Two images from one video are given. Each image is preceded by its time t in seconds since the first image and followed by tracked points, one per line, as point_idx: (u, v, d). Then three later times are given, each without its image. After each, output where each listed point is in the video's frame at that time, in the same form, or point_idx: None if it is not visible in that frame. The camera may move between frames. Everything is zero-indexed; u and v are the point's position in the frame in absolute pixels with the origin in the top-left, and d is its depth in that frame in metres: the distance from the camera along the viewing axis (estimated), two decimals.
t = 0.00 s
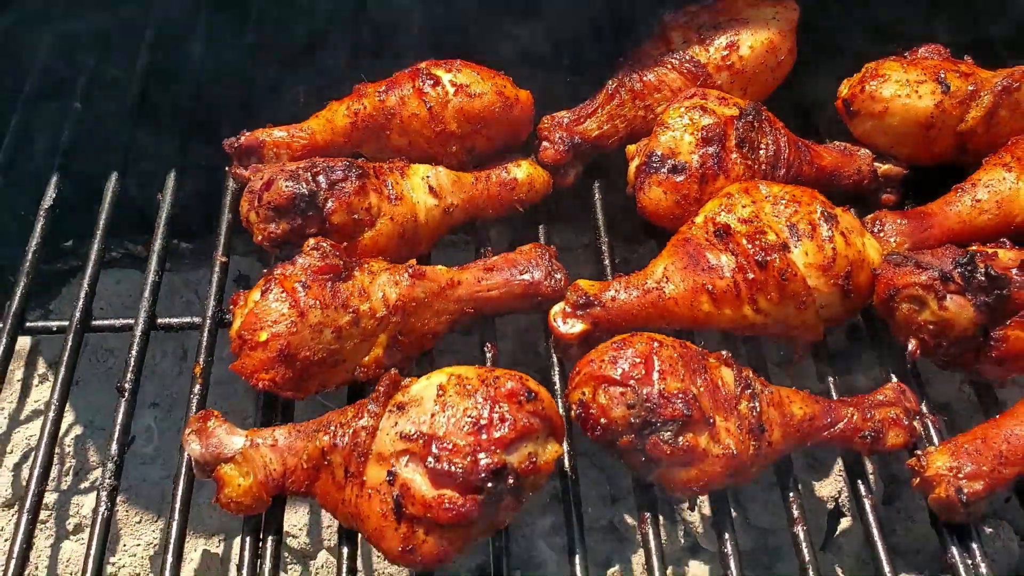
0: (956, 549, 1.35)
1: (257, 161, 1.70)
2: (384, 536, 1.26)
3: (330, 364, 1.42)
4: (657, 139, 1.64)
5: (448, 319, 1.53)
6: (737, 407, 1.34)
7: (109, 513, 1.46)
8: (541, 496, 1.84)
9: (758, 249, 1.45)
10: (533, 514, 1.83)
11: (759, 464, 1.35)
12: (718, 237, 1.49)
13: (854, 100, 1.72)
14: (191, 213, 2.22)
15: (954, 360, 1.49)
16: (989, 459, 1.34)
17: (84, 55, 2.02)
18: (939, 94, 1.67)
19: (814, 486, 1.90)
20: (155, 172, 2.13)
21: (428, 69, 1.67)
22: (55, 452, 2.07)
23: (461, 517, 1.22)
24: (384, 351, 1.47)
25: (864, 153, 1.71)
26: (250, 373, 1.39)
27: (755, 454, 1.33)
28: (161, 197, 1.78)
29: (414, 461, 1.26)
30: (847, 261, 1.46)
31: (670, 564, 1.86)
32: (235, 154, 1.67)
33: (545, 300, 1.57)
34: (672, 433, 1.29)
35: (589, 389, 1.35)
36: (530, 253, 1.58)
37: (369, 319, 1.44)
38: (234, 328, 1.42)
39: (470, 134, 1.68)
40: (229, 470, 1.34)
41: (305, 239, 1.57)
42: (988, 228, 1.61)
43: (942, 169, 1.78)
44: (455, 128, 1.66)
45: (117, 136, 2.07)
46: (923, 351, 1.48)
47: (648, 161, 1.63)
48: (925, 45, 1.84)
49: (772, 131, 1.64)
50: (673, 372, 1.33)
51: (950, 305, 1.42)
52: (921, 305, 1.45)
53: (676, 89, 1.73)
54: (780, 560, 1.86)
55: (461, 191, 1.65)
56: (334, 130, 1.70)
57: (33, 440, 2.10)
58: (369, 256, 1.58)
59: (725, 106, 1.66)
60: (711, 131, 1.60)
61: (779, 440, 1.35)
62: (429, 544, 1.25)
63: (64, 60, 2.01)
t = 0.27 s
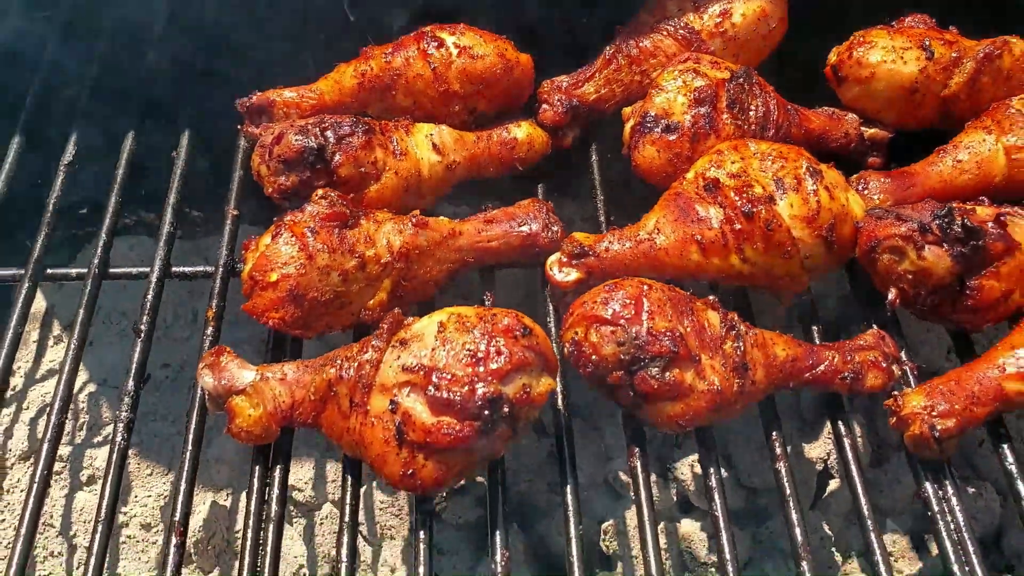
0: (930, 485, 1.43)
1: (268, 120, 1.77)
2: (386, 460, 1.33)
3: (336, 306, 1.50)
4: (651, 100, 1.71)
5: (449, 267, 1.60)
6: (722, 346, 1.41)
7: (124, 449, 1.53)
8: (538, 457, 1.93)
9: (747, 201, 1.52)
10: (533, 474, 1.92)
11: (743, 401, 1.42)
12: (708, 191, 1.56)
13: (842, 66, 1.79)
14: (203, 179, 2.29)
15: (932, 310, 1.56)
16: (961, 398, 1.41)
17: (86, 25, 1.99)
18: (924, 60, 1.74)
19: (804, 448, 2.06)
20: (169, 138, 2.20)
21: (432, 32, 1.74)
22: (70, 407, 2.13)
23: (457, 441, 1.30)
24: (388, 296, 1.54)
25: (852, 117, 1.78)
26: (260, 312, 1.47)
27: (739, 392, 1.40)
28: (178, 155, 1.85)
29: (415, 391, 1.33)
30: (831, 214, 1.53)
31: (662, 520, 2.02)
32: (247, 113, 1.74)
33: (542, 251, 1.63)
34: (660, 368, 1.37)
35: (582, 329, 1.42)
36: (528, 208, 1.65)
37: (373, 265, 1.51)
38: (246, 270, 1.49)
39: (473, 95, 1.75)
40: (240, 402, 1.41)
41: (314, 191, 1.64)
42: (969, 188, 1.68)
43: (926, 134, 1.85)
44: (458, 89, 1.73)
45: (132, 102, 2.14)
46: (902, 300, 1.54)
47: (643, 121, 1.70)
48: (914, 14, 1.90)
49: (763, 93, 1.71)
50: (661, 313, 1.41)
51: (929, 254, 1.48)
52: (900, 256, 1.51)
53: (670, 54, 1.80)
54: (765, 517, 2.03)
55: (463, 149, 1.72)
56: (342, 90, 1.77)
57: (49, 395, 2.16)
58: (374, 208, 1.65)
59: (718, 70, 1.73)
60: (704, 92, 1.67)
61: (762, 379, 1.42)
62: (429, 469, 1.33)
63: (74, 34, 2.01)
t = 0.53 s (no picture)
0: (893, 428, 1.53)
1: (272, 90, 1.86)
2: (379, 398, 1.43)
3: (334, 259, 1.59)
4: (635, 70, 1.80)
5: (440, 225, 1.69)
6: (696, 296, 1.50)
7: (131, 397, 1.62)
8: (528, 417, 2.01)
9: (722, 162, 1.61)
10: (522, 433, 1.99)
11: (715, 348, 1.51)
12: (686, 154, 1.65)
13: (819, 40, 1.88)
14: (209, 153, 2.38)
15: (899, 267, 1.64)
16: (921, 346, 1.50)
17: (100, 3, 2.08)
18: (896, 34, 1.83)
19: (787, 413, 2.08)
20: (177, 112, 2.30)
21: (428, 6, 1.83)
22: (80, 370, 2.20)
23: (445, 379, 1.39)
24: (382, 251, 1.63)
25: (828, 89, 1.86)
26: (262, 263, 1.56)
27: (711, 338, 1.48)
28: (186, 123, 1.94)
29: (406, 334, 1.43)
30: (802, 175, 1.61)
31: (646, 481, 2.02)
32: (252, 83, 1.84)
33: (530, 211, 1.72)
34: (636, 315, 1.46)
35: (564, 279, 1.51)
36: (517, 171, 1.74)
37: (369, 221, 1.59)
38: (249, 224, 1.58)
39: (465, 66, 1.84)
40: (243, 346, 1.50)
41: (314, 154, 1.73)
42: (937, 155, 1.76)
43: (900, 106, 1.94)
44: (452, 59, 1.83)
45: (141, 77, 2.23)
46: (870, 258, 1.63)
47: (627, 91, 1.80)
48: None
49: (741, 65, 1.80)
50: (638, 264, 1.50)
51: (894, 212, 1.56)
52: (868, 214, 1.59)
53: (654, 29, 1.89)
54: (747, 479, 2.03)
55: (456, 117, 1.81)
56: (342, 61, 1.85)
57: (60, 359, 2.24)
58: (371, 170, 1.75)
59: (698, 42, 1.82)
60: (684, 63, 1.76)
61: (733, 327, 1.51)
62: (419, 406, 1.42)
63: (89, 10, 2.12)
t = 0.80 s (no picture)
0: (847, 384, 1.58)
1: (259, 64, 1.94)
2: (353, 347, 1.50)
3: (313, 219, 1.66)
4: (607, 44, 1.87)
5: (417, 191, 1.76)
6: (657, 254, 1.57)
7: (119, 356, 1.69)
8: (506, 385, 2.07)
9: (686, 129, 1.68)
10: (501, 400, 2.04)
11: (674, 304, 1.58)
12: (653, 122, 1.71)
13: (786, 17, 1.94)
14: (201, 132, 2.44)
15: (857, 231, 1.70)
16: (874, 303, 1.56)
17: None
18: (860, 11, 1.89)
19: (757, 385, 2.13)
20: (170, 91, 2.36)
21: None
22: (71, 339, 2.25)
23: (415, 328, 1.46)
24: (360, 213, 1.70)
25: (794, 64, 1.93)
26: (244, 222, 1.64)
27: (670, 294, 1.56)
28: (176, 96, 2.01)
29: (379, 286, 1.50)
30: (764, 142, 1.68)
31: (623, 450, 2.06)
32: (239, 56, 1.91)
33: (504, 178, 1.79)
34: (599, 271, 1.53)
35: (532, 238, 1.58)
36: (492, 139, 1.80)
37: (347, 183, 1.66)
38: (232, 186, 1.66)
39: (445, 40, 1.91)
40: (226, 300, 1.57)
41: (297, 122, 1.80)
42: (897, 126, 1.83)
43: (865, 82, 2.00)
44: (431, 34, 1.89)
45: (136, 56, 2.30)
46: (828, 222, 1.69)
47: (599, 64, 1.86)
48: None
49: (709, 40, 1.87)
50: (603, 223, 1.57)
51: (851, 176, 1.62)
52: (826, 179, 1.66)
53: (627, 7, 1.96)
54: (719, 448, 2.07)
55: (435, 89, 1.87)
56: (326, 35, 1.93)
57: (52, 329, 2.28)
58: (351, 138, 1.82)
59: (669, 18, 1.89)
60: (654, 38, 1.83)
61: (693, 284, 1.58)
62: (391, 355, 1.49)
63: None
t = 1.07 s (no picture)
0: (779, 384, 1.64)
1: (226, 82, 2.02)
2: (303, 347, 1.57)
3: (270, 227, 1.74)
4: (557, 62, 1.95)
5: (371, 201, 1.82)
6: (596, 259, 1.66)
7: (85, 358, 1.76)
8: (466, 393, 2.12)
9: (627, 141, 1.76)
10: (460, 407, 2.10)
11: (611, 306, 1.66)
12: (597, 135, 1.79)
13: (729, 37, 2.03)
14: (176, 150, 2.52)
15: (792, 238, 1.77)
16: (803, 305, 1.62)
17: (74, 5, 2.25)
18: (800, 30, 1.97)
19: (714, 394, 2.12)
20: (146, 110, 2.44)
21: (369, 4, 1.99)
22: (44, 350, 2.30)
23: (362, 327, 1.53)
24: (315, 221, 1.77)
25: (739, 81, 2.00)
26: (204, 230, 1.72)
27: (607, 296, 1.64)
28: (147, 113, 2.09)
29: (328, 289, 1.57)
30: (701, 153, 1.76)
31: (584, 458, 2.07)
32: (206, 74, 2.00)
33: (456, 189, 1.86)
34: (540, 275, 1.61)
35: (478, 245, 1.66)
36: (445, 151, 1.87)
37: (302, 193, 1.73)
38: (193, 196, 1.74)
39: (403, 58, 2.00)
40: (184, 303, 1.65)
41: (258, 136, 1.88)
42: (835, 140, 1.90)
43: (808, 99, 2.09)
44: (390, 52, 1.97)
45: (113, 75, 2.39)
46: (763, 229, 1.76)
47: (550, 81, 1.94)
48: None
49: (654, 59, 1.95)
50: (544, 230, 1.65)
51: (784, 184, 1.69)
52: (760, 188, 1.72)
53: (578, 28, 2.06)
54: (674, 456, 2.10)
55: (392, 105, 1.95)
56: (290, 54, 2.01)
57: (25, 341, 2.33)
58: (310, 151, 1.89)
59: (616, 38, 1.97)
60: (601, 56, 1.92)
61: (630, 288, 1.67)
62: (338, 355, 1.55)
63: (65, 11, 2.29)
